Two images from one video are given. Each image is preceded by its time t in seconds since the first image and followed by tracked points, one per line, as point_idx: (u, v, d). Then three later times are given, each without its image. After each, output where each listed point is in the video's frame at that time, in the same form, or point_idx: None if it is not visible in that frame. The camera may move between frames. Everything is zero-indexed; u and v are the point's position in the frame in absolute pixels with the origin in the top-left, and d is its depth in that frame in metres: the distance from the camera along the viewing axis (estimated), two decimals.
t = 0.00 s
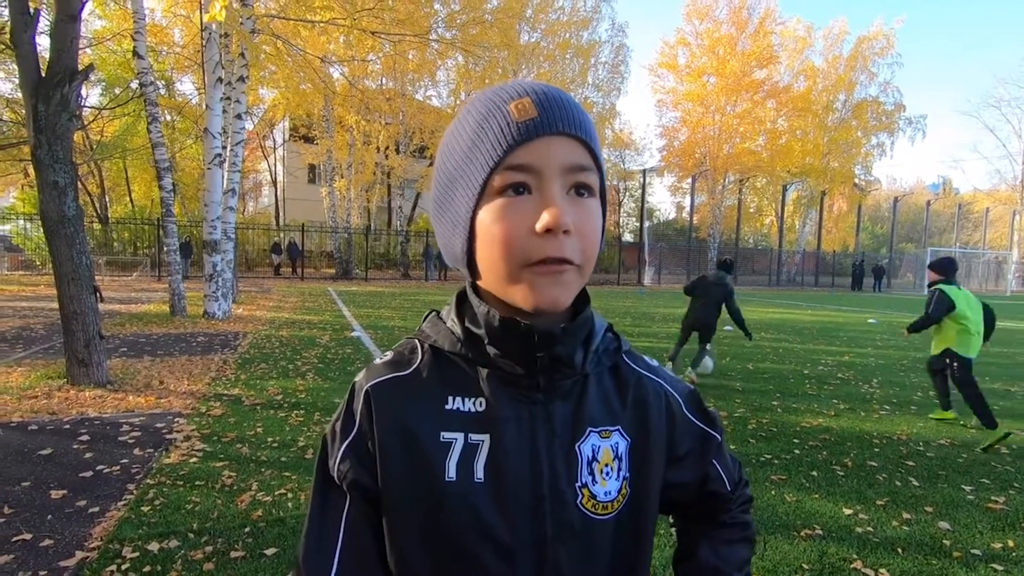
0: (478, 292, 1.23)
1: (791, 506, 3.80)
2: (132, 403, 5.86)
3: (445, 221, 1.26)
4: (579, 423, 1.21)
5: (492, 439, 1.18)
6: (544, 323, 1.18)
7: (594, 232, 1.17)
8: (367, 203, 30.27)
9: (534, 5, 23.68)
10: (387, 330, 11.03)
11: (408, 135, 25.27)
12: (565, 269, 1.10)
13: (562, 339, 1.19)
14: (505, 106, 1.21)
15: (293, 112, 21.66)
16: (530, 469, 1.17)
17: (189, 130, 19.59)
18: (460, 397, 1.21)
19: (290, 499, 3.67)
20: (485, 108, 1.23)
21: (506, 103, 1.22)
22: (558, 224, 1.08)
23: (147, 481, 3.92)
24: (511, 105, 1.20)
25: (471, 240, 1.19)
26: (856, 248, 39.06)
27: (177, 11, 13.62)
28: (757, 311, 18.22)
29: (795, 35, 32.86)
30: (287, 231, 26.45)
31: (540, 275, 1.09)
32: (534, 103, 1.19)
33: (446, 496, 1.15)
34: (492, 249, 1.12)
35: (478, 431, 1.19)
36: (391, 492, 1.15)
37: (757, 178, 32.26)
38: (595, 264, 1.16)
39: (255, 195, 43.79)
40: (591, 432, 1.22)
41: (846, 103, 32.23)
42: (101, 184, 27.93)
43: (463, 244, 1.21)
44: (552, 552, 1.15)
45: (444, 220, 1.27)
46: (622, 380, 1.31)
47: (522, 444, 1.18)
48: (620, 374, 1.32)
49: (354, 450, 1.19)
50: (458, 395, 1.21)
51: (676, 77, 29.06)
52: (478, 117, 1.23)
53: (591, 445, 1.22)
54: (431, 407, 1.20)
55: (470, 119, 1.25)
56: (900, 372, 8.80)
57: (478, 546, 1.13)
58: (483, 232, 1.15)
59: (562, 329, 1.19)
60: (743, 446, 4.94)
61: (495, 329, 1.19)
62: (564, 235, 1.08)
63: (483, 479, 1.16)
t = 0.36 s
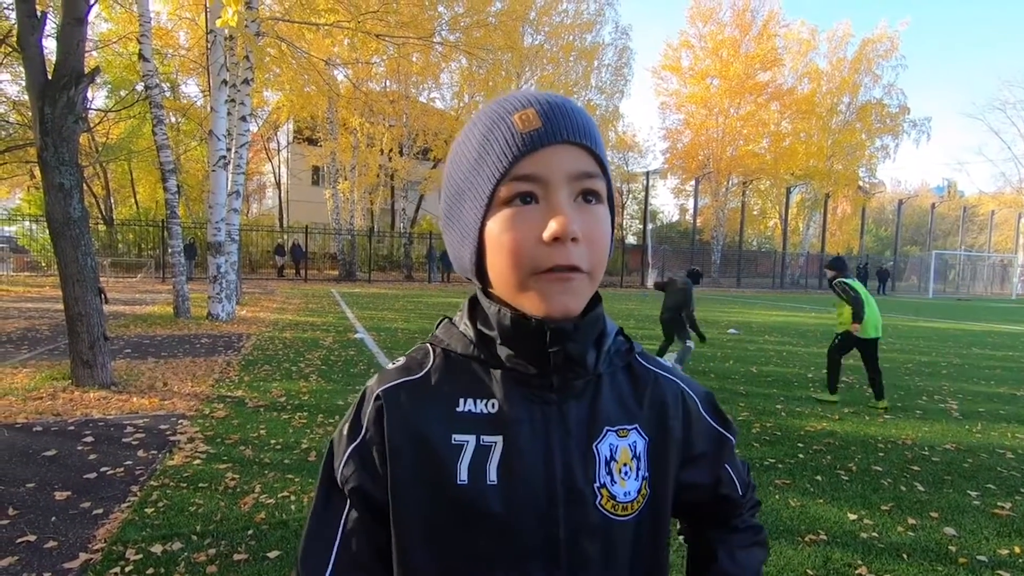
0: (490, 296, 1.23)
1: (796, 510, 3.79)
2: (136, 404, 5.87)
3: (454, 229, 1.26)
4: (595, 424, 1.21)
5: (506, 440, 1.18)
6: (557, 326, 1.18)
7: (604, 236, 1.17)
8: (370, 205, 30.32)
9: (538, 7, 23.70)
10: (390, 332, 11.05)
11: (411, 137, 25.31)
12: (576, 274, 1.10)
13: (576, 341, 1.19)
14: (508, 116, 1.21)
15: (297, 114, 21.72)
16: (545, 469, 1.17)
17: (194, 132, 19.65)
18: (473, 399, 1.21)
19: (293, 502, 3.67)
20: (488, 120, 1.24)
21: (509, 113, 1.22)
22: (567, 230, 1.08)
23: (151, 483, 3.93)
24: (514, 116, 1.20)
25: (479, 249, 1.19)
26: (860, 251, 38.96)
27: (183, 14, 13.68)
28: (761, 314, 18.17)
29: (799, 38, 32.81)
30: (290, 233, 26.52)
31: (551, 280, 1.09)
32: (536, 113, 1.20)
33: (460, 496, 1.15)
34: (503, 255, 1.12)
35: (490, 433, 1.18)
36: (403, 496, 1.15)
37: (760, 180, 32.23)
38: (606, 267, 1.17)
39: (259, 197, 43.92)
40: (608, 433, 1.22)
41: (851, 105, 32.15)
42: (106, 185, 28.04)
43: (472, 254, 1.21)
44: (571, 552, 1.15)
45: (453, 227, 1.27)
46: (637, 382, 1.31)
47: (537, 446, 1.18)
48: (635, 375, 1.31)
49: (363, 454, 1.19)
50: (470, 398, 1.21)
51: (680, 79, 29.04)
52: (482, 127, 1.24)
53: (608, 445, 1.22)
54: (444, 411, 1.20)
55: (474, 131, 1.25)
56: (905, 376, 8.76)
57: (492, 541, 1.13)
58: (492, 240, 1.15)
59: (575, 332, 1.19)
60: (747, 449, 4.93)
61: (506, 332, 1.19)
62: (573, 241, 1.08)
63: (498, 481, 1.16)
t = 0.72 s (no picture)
0: (488, 298, 1.22)
1: (796, 511, 3.79)
2: (136, 404, 5.86)
3: (454, 227, 1.26)
4: (591, 428, 1.20)
5: (499, 445, 1.17)
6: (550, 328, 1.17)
7: (603, 231, 1.16)
8: (370, 206, 30.33)
9: (538, 8, 23.71)
10: (390, 332, 11.04)
11: (412, 137, 25.31)
12: (571, 275, 1.09)
13: (570, 343, 1.18)
14: (506, 109, 1.21)
15: (298, 114, 21.72)
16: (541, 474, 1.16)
17: (194, 132, 19.66)
18: (465, 404, 1.20)
19: (293, 502, 3.66)
20: (488, 114, 1.23)
21: (507, 106, 1.22)
22: (558, 227, 1.07)
23: (150, 483, 3.92)
24: (512, 108, 1.20)
25: (477, 244, 1.20)
26: (861, 252, 38.90)
27: (183, 14, 13.70)
28: (762, 314, 18.12)
29: (800, 39, 32.81)
30: (291, 233, 26.52)
31: (546, 280, 1.08)
32: (534, 105, 1.19)
33: (452, 499, 1.14)
34: (496, 254, 1.12)
35: (484, 437, 1.18)
36: (395, 499, 1.15)
37: (761, 181, 32.22)
38: (605, 268, 1.15)
39: (260, 198, 43.97)
40: (606, 438, 1.20)
41: (851, 105, 32.13)
42: (107, 185, 28.05)
43: (471, 248, 1.21)
44: (563, 561, 1.13)
45: (455, 224, 1.26)
46: (639, 385, 1.29)
47: (529, 450, 1.17)
48: (635, 379, 1.30)
49: (356, 454, 1.20)
50: (463, 401, 1.21)
51: (681, 79, 29.02)
52: (482, 123, 1.23)
53: (605, 451, 1.20)
54: (438, 415, 1.19)
55: (474, 127, 1.25)
56: (906, 376, 8.73)
57: (484, 547, 1.13)
58: (487, 235, 1.14)
59: (570, 333, 1.18)
60: (748, 450, 4.92)
61: (502, 333, 1.19)
62: (566, 239, 1.07)
63: (488, 488, 1.14)
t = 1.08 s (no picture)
0: (485, 299, 1.21)
1: (798, 512, 3.77)
2: (135, 406, 5.84)
3: (452, 224, 1.24)
4: (588, 433, 1.18)
5: (494, 450, 1.15)
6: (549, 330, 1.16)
7: (603, 233, 1.15)
8: (370, 206, 30.31)
9: (538, 9, 23.69)
10: (389, 333, 11.03)
11: (411, 138, 25.30)
12: (570, 277, 1.07)
13: (567, 348, 1.17)
14: (506, 107, 1.19)
15: (297, 115, 21.68)
16: (536, 478, 1.14)
17: (193, 133, 19.63)
18: (462, 406, 1.19)
19: (293, 504, 3.64)
20: (488, 111, 1.22)
21: (508, 103, 1.20)
22: (559, 228, 1.05)
23: (149, 485, 3.90)
24: (513, 107, 1.18)
25: (474, 243, 1.18)
26: (861, 252, 38.91)
27: (183, 14, 13.70)
28: (761, 315, 18.12)
29: (799, 39, 32.81)
30: (291, 234, 26.50)
31: (545, 283, 1.06)
32: (534, 103, 1.18)
33: (446, 503, 1.13)
34: (494, 255, 1.11)
35: (480, 441, 1.16)
36: (388, 504, 1.13)
37: (760, 181, 32.25)
38: (604, 270, 1.14)
39: (259, 199, 43.98)
40: (602, 443, 1.19)
41: (850, 106, 32.13)
42: (106, 186, 28.04)
43: (468, 250, 1.20)
44: (559, 567, 1.12)
45: (452, 224, 1.25)
46: (637, 388, 1.28)
47: (526, 454, 1.16)
48: (634, 381, 1.29)
49: (350, 456, 1.19)
50: (459, 404, 1.19)
51: (680, 80, 28.99)
52: (481, 121, 1.22)
53: (601, 457, 1.19)
54: (433, 416, 1.18)
55: (473, 123, 1.24)
56: (907, 377, 8.73)
57: (478, 552, 1.12)
58: (485, 236, 1.13)
59: (568, 336, 1.16)
60: (749, 450, 4.91)
61: (498, 336, 1.17)
62: (565, 239, 1.06)
63: (485, 494, 1.13)
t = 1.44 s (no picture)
0: (479, 300, 1.19)
1: (797, 514, 3.76)
2: (133, 407, 5.83)
3: (442, 228, 1.23)
4: (584, 433, 1.17)
5: (491, 452, 1.14)
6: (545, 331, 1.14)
7: (597, 235, 1.13)
8: (369, 207, 30.31)
9: (537, 10, 23.68)
10: (388, 334, 11.01)
11: (411, 139, 25.29)
12: (566, 279, 1.07)
13: (564, 347, 1.15)
14: (499, 108, 1.18)
15: (296, 116, 21.67)
16: (532, 478, 1.13)
17: (193, 134, 19.62)
18: (456, 409, 1.17)
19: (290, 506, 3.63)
20: (479, 112, 1.20)
21: (499, 105, 1.19)
22: (554, 231, 1.04)
23: (145, 487, 3.88)
24: (506, 108, 1.17)
25: (467, 247, 1.16)
26: (860, 253, 38.93)
27: (181, 15, 13.71)
28: (761, 316, 18.13)
29: (798, 40, 32.84)
30: (290, 235, 26.48)
31: (541, 284, 1.05)
32: (528, 104, 1.16)
33: (442, 508, 1.11)
34: (489, 258, 1.09)
35: (475, 444, 1.15)
36: (382, 509, 1.12)
37: (759, 183, 32.28)
38: (598, 270, 1.13)
39: (258, 200, 43.97)
40: (599, 442, 1.18)
41: (849, 107, 32.15)
42: (105, 187, 28.03)
43: (460, 254, 1.18)
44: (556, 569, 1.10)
45: (443, 227, 1.23)
46: (632, 387, 1.27)
47: (522, 455, 1.14)
48: (626, 381, 1.27)
49: (343, 462, 1.17)
50: (453, 407, 1.17)
51: (679, 81, 28.98)
52: (472, 122, 1.20)
53: (598, 456, 1.17)
54: (427, 420, 1.16)
55: (464, 124, 1.22)
56: (906, 378, 8.72)
57: (474, 555, 1.10)
58: (479, 239, 1.11)
59: (565, 337, 1.15)
60: (748, 452, 4.89)
61: (493, 337, 1.15)
62: (561, 244, 1.05)
63: (480, 496, 1.12)
